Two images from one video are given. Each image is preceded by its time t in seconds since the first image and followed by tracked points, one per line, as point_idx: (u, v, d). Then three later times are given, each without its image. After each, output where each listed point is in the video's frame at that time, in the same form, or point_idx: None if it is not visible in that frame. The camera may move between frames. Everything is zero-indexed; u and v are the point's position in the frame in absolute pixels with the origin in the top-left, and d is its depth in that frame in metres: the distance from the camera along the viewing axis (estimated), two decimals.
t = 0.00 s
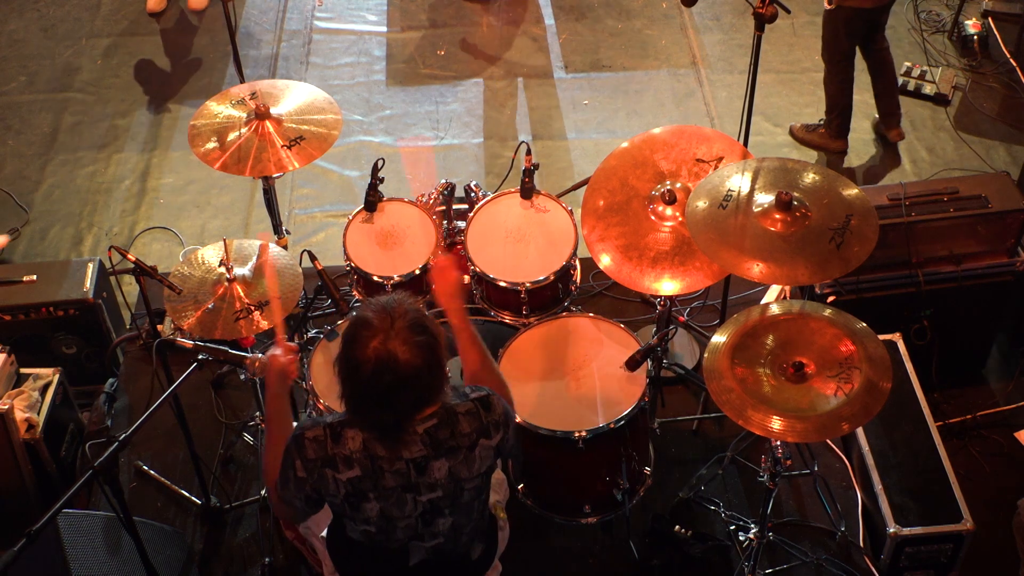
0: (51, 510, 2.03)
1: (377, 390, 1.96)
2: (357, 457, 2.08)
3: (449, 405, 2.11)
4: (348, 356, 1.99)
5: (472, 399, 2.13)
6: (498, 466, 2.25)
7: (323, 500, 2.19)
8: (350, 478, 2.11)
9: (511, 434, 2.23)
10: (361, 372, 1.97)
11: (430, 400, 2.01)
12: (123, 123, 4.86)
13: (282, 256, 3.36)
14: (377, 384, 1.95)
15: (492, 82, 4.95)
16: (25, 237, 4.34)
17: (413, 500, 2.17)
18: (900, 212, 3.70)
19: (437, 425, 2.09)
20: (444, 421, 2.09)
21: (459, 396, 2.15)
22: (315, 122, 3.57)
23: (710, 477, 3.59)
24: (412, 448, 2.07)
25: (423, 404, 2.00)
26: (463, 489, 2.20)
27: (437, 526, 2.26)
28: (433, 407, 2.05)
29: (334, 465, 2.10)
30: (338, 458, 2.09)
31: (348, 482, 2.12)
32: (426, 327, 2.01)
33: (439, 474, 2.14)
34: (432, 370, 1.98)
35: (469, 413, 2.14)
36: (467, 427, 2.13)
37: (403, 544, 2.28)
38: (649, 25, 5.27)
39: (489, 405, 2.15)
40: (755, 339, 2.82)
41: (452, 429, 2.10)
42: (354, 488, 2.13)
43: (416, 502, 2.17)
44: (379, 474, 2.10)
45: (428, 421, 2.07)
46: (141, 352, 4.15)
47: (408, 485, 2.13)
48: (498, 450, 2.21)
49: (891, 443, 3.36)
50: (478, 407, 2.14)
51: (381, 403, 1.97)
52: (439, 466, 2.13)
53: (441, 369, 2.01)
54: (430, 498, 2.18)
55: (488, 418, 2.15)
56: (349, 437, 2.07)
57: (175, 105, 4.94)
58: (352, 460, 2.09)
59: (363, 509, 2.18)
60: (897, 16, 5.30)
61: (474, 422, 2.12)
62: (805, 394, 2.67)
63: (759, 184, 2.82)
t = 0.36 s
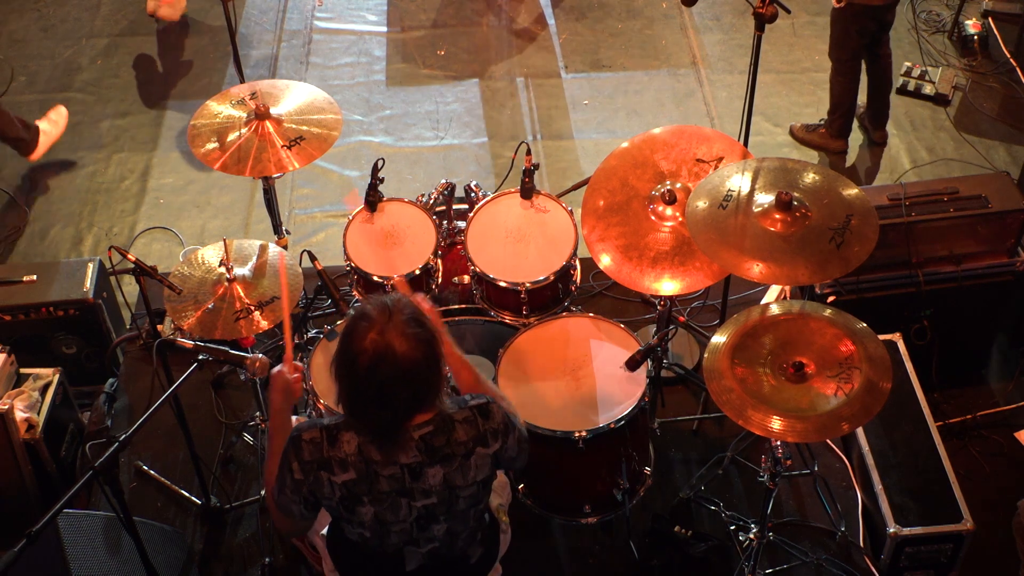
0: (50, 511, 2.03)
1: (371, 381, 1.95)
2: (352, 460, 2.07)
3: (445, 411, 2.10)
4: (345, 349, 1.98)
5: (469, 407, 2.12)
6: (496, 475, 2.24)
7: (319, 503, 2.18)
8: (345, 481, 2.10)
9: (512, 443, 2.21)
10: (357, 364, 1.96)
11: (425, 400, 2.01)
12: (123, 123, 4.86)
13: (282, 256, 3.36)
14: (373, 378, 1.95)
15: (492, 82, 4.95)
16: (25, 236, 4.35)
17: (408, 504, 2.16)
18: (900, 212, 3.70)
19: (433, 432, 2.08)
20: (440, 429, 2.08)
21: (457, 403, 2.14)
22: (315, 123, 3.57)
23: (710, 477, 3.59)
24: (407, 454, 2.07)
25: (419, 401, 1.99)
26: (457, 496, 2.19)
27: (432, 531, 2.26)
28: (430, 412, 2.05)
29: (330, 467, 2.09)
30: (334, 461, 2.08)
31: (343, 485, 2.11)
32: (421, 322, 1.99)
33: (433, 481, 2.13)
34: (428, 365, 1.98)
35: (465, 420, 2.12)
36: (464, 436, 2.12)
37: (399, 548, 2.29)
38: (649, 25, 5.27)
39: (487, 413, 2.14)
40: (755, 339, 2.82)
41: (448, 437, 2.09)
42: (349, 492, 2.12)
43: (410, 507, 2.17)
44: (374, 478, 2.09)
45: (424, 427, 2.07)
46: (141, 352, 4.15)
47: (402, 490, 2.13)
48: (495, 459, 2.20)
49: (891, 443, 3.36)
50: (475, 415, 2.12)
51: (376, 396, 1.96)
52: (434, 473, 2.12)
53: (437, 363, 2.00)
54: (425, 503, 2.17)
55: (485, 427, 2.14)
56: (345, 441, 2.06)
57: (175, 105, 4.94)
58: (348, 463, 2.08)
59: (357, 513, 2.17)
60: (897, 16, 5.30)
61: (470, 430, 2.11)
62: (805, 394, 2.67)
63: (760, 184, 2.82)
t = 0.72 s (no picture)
0: (51, 511, 2.03)
1: (369, 358, 1.95)
2: (354, 451, 2.08)
3: (444, 396, 2.10)
4: (345, 329, 1.98)
5: (467, 392, 2.12)
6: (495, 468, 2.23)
7: (322, 500, 2.19)
8: (348, 473, 2.11)
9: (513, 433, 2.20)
10: (356, 339, 1.95)
11: (424, 384, 1.99)
12: (123, 123, 4.86)
13: (282, 256, 3.36)
14: (372, 356, 1.95)
15: (491, 82, 4.95)
16: (24, 236, 4.35)
17: (412, 494, 2.16)
18: (900, 212, 3.70)
19: (433, 416, 2.07)
20: (440, 412, 2.08)
21: (456, 389, 2.14)
22: (315, 122, 3.57)
23: (710, 477, 3.59)
24: (409, 439, 2.07)
25: (418, 384, 1.98)
26: (460, 484, 2.18)
27: (438, 523, 2.25)
28: (429, 397, 2.03)
29: (332, 460, 2.09)
30: (336, 453, 2.08)
31: (346, 477, 2.12)
32: (417, 301, 2.00)
33: (435, 467, 2.13)
34: (428, 347, 1.97)
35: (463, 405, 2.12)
36: (463, 419, 2.11)
37: (405, 543, 2.29)
38: (649, 25, 5.27)
39: (486, 399, 2.13)
40: (755, 339, 2.82)
41: (448, 420, 2.09)
42: (353, 484, 2.13)
43: (414, 497, 2.17)
44: (376, 468, 2.10)
45: (425, 412, 2.06)
46: (141, 352, 4.15)
47: (405, 479, 2.13)
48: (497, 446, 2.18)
49: (891, 443, 3.36)
50: (474, 401, 2.12)
51: (374, 373, 1.95)
52: (435, 459, 2.12)
53: (435, 346, 1.99)
54: (429, 493, 2.17)
55: (484, 412, 2.13)
56: (346, 432, 2.07)
57: (175, 105, 4.94)
58: (350, 454, 2.08)
59: (361, 505, 2.18)
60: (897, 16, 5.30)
61: (469, 414, 2.11)
62: (805, 394, 2.67)
63: (759, 184, 2.82)
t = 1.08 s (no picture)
0: (51, 511, 2.03)
1: (349, 350, 2.00)
2: (343, 446, 2.09)
3: (435, 402, 2.10)
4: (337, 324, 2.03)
5: (461, 401, 2.11)
6: (485, 480, 2.22)
7: (312, 495, 2.20)
8: (336, 468, 2.12)
9: (504, 444, 2.19)
10: (340, 333, 2.01)
11: (405, 390, 2.02)
12: (124, 123, 4.86)
13: (282, 256, 3.36)
14: (357, 351, 1.99)
15: (491, 82, 4.95)
16: (25, 235, 4.34)
17: (399, 497, 2.16)
18: (900, 212, 3.70)
19: (422, 421, 2.07)
20: (429, 418, 2.08)
21: (450, 397, 2.14)
22: (315, 122, 3.57)
23: (710, 477, 3.59)
24: (396, 441, 2.07)
25: (395, 388, 2.01)
26: (447, 492, 2.18)
27: (426, 529, 2.25)
28: (417, 402, 2.05)
29: (322, 453, 2.11)
30: (325, 447, 2.10)
31: (334, 472, 2.13)
32: (410, 303, 2.02)
33: (423, 472, 2.13)
34: (413, 354, 1.99)
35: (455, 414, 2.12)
36: (452, 428, 2.11)
37: (394, 548, 2.29)
38: (649, 25, 5.27)
39: (478, 411, 2.12)
40: (754, 340, 2.81)
41: (437, 427, 2.09)
42: (340, 479, 2.14)
43: (401, 500, 2.17)
44: (364, 465, 2.10)
45: (412, 416, 2.07)
46: (141, 352, 4.15)
47: (393, 480, 2.13)
48: (488, 458, 2.17)
49: (891, 443, 3.36)
50: (466, 410, 2.11)
51: (354, 367, 2.00)
52: (423, 464, 2.12)
53: (419, 355, 2.01)
54: (415, 497, 2.17)
55: (476, 423, 2.12)
56: (338, 425, 2.09)
57: (175, 105, 4.93)
58: (339, 449, 2.10)
59: (349, 503, 2.18)
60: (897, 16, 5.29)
61: (459, 423, 2.10)
62: (805, 394, 2.67)
63: (760, 184, 2.81)
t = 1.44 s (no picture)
0: (51, 510, 2.04)
1: (343, 342, 1.99)
2: (341, 436, 2.10)
3: (431, 394, 2.10)
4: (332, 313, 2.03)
5: (456, 393, 2.11)
6: (480, 467, 2.21)
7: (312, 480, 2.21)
8: (333, 457, 2.13)
9: (503, 442, 2.16)
10: (334, 324, 2.01)
11: (400, 380, 2.01)
12: (124, 123, 4.86)
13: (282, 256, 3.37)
14: (349, 340, 1.99)
15: (496, 83, 4.95)
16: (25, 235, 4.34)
17: (395, 489, 2.17)
18: (900, 212, 3.70)
19: (418, 412, 2.08)
20: (424, 409, 2.08)
21: (446, 388, 2.14)
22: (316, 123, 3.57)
23: (710, 476, 3.60)
24: (392, 432, 2.09)
25: (390, 377, 1.99)
26: (443, 484, 2.18)
27: (422, 521, 2.25)
28: (412, 393, 2.04)
29: (319, 442, 2.12)
30: (324, 436, 2.11)
31: (331, 461, 2.14)
32: (403, 294, 2.01)
33: (418, 463, 2.13)
34: (404, 342, 1.98)
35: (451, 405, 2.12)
36: (447, 420, 2.11)
37: (390, 539, 2.29)
38: (648, 25, 5.27)
39: (474, 403, 2.12)
40: (755, 339, 2.81)
41: (432, 418, 2.09)
42: (337, 468, 2.15)
43: (398, 492, 2.18)
44: (361, 455, 2.11)
45: (408, 408, 2.07)
46: (141, 352, 4.15)
47: (389, 471, 2.14)
48: (482, 451, 2.17)
49: (891, 443, 3.36)
50: (461, 402, 2.11)
51: (347, 356, 1.99)
52: (418, 455, 2.12)
53: (412, 343, 1.99)
54: (411, 488, 2.17)
55: (471, 415, 2.12)
56: (336, 416, 2.09)
57: (175, 106, 4.93)
58: (337, 439, 2.11)
59: (345, 492, 2.20)
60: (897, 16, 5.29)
61: (455, 415, 2.10)
62: (806, 394, 2.67)
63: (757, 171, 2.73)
